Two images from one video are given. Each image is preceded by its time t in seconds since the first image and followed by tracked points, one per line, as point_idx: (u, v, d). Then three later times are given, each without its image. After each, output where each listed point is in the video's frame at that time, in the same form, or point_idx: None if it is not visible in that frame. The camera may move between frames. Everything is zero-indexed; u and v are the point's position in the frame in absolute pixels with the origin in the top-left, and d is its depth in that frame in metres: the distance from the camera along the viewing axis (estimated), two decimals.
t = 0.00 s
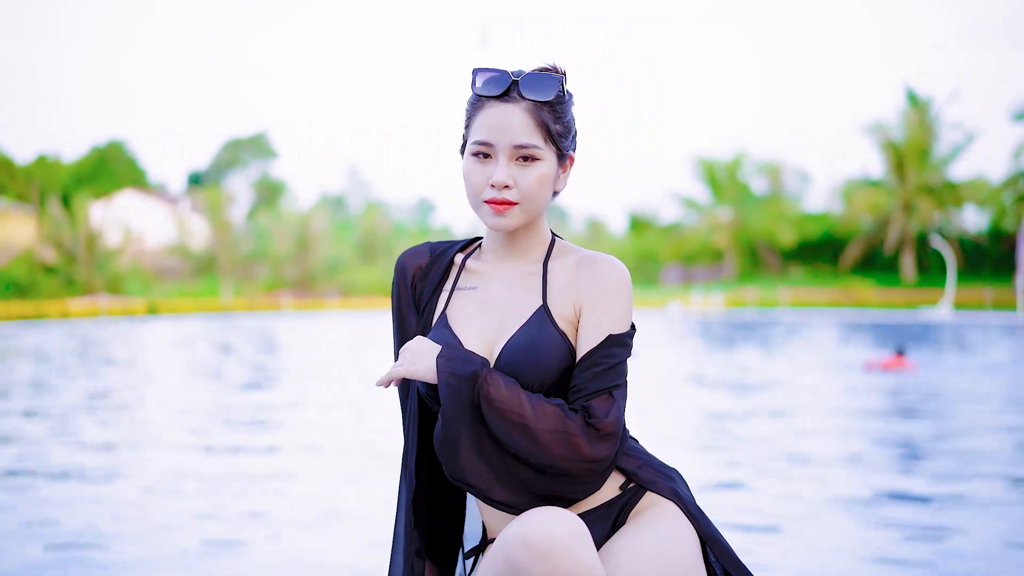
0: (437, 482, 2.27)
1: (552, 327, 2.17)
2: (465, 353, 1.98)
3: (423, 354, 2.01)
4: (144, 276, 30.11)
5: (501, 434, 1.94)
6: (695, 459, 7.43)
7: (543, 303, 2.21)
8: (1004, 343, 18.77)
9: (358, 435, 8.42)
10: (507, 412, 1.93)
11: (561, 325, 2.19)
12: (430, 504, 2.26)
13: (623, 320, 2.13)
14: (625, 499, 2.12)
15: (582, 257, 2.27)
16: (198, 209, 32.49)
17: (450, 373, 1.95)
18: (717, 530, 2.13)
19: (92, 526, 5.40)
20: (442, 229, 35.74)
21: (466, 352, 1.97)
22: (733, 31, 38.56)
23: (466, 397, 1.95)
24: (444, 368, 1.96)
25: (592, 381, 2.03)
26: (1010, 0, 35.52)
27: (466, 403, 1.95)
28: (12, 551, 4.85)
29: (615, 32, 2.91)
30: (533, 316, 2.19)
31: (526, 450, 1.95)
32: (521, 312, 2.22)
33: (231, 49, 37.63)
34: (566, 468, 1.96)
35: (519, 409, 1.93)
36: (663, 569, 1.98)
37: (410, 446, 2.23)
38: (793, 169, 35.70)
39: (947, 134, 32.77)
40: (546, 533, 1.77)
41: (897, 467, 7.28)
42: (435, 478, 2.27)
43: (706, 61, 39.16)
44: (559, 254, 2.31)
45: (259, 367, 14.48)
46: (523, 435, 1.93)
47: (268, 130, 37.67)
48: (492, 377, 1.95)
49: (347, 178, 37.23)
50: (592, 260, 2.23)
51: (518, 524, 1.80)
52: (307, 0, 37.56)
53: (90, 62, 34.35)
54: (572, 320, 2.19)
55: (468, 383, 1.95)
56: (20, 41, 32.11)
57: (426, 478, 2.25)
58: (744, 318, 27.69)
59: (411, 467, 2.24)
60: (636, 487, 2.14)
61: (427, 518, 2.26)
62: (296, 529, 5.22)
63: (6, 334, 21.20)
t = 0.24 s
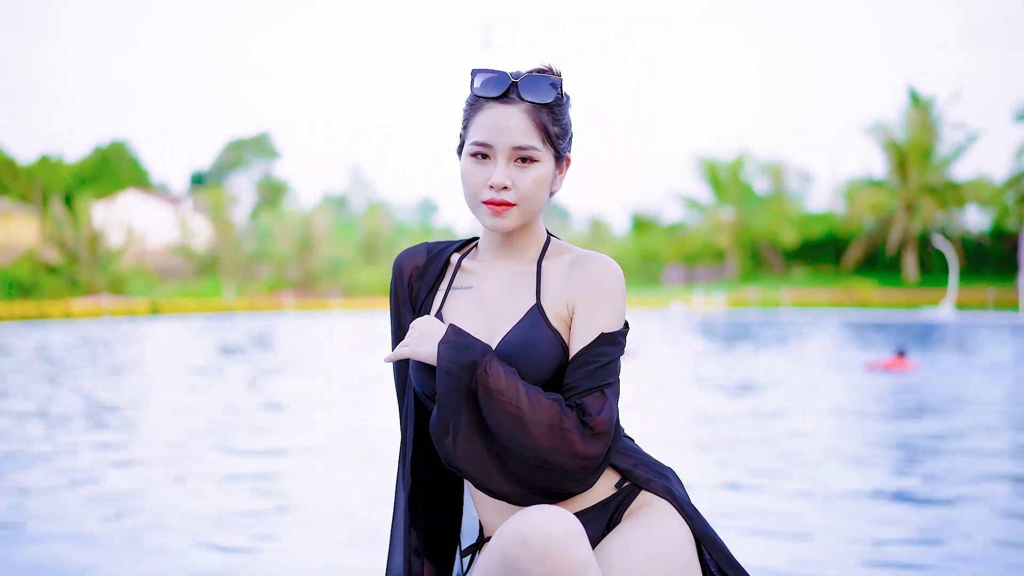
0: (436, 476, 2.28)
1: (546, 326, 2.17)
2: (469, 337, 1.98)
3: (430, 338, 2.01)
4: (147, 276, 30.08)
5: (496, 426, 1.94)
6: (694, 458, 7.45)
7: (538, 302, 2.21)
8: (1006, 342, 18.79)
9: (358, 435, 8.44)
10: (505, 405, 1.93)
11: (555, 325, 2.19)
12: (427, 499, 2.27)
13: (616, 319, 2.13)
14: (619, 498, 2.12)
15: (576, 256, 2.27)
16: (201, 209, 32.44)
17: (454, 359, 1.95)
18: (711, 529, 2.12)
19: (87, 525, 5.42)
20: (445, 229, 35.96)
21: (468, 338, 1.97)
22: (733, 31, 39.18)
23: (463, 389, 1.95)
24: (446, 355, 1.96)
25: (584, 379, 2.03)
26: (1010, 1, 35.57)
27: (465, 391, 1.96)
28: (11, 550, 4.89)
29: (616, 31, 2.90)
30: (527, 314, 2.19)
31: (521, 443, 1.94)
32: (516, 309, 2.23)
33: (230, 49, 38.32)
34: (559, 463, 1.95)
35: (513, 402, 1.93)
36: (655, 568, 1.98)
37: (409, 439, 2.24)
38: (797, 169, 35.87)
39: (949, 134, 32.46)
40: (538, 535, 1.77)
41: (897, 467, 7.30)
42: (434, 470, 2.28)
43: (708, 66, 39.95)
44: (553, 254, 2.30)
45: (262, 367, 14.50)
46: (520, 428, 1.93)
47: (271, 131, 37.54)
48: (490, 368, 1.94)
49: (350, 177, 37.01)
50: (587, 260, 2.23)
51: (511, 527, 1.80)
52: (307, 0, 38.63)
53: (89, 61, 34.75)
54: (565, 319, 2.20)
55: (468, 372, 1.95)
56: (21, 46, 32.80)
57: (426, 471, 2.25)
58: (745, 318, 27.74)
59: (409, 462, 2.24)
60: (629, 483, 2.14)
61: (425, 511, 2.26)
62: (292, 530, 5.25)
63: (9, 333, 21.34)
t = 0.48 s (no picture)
0: (438, 471, 2.29)
1: (544, 325, 2.17)
2: (479, 325, 1.96)
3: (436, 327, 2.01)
4: (152, 276, 30.07)
5: (498, 420, 1.93)
6: (696, 459, 7.44)
7: (536, 299, 2.21)
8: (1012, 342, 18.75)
9: (362, 435, 8.44)
10: (510, 398, 1.92)
11: (553, 323, 2.19)
12: (428, 497, 2.27)
13: (614, 316, 2.13)
14: (619, 496, 2.11)
15: (574, 254, 2.26)
16: (206, 209, 32.52)
17: (461, 348, 1.94)
18: (710, 528, 2.12)
19: (88, 526, 5.43)
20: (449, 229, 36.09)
21: (477, 326, 1.95)
22: (733, 31, 39.26)
23: (467, 380, 1.94)
24: (454, 344, 1.95)
25: (583, 378, 2.03)
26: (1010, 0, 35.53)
27: (468, 382, 1.95)
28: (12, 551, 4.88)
29: (616, 31, 2.87)
30: (526, 312, 2.19)
31: (525, 438, 1.93)
32: (517, 305, 2.22)
33: (231, 49, 38.38)
34: (558, 459, 1.95)
35: (518, 395, 1.92)
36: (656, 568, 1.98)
37: (411, 435, 2.25)
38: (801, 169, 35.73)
39: (955, 134, 32.25)
40: (537, 531, 1.76)
41: (901, 467, 7.29)
42: (435, 467, 2.29)
43: (707, 65, 40.00)
44: (552, 253, 2.30)
45: (266, 367, 14.52)
46: (523, 422, 1.92)
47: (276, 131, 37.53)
48: (496, 360, 1.93)
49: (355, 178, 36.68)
50: (584, 258, 2.23)
51: (505, 528, 1.80)
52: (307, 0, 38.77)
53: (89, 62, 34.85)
54: (564, 317, 2.19)
55: (472, 363, 1.94)
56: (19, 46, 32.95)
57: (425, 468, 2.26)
58: (749, 318, 27.75)
59: (411, 457, 2.24)
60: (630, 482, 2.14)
61: (427, 506, 2.26)
62: (291, 530, 5.24)
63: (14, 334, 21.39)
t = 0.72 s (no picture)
0: (439, 469, 2.30)
1: (542, 322, 2.16)
2: (492, 317, 1.95)
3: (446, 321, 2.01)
4: (158, 276, 30.03)
5: (503, 417, 1.94)
6: (699, 459, 7.42)
7: (534, 298, 2.20)
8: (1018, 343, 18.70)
9: (367, 435, 8.43)
10: (518, 393, 1.92)
11: (551, 322, 2.18)
12: (430, 495, 2.28)
13: (614, 315, 2.13)
14: (618, 496, 2.10)
15: (572, 253, 2.26)
16: (212, 209, 32.74)
17: (470, 341, 1.94)
18: (709, 529, 2.13)
19: (91, 527, 5.41)
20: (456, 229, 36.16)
21: (491, 319, 1.94)
22: (733, 31, 38.69)
23: (473, 374, 1.95)
24: (466, 336, 1.95)
25: (584, 377, 2.03)
26: None
27: (475, 376, 1.95)
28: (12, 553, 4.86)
29: (616, 31, 2.86)
30: (524, 311, 2.18)
31: (530, 435, 1.93)
32: (516, 304, 2.22)
33: (230, 49, 38.03)
34: (561, 455, 1.95)
35: (525, 389, 1.92)
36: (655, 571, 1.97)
37: (411, 434, 2.25)
38: (808, 169, 35.62)
39: (961, 134, 32.49)
40: (538, 528, 1.76)
41: (908, 468, 7.26)
42: (436, 466, 2.30)
43: (708, 65, 39.54)
44: (552, 251, 2.29)
45: (272, 368, 14.51)
46: (528, 417, 1.92)
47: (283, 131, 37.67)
48: (503, 353, 1.93)
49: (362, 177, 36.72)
50: (584, 257, 2.23)
51: (507, 525, 1.79)
52: (307, 0, 37.76)
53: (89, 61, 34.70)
54: (563, 316, 2.19)
55: (479, 357, 1.94)
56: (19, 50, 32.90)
57: (427, 465, 2.27)
58: (755, 318, 27.69)
59: (413, 455, 2.25)
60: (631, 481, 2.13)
61: (428, 504, 2.27)
62: (293, 531, 5.22)
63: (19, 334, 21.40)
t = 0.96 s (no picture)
0: (440, 468, 2.31)
1: (542, 322, 2.17)
2: (505, 312, 1.95)
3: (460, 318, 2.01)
4: (164, 276, 30.11)
5: (509, 414, 1.94)
6: (702, 459, 7.43)
7: (535, 297, 2.21)
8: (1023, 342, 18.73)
9: (371, 435, 8.44)
10: (527, 390, 1.93)
11: (551, 322, 2.19)
12: (431, 491, 2.29)
13: (616, 314, 2.14)
14: (618, 494, 2.11)
15: (571, 253, 2.27)
16: (218, 209, 32.65)
17: (477, 338, 1.94)
18: (708, 526, 2.13)
19: (96, 526, 5.43)
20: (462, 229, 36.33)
21: (505, 313, 1.94)
22: (733, 31, 38.58)
23: (480, 370, 1.95)
24: (478, 330, 1.94)
25: (587, 377, 2.04)
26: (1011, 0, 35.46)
27: (481, 373, 1.95)
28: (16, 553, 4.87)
29: (616, 32, 2.85)
30: (524, 310, 2.19)
31: (536, 433, 1.94)
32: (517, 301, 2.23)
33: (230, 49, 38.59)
34: (566, 454, 1.96)
35: (534, 385, 1.93)
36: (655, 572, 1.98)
37: (412, 432, 2.27)
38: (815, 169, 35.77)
39: (967, 134, 32.18)
40: (539, 525, 1.77)
41: (910, 467, 7.26)
42: (437, 463, 2.31)
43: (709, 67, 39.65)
44: (552, 251, 2.30)
45: (278, 367, 14.54)
46: (535, 415, 1.93)
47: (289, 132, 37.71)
48: (510, 351, 1.94)
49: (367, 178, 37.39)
50: (583, 256, 2.24)
51: (508, 523, 1.80)
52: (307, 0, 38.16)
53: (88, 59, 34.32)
54: (563, 315, 2.20)
55: (488, 354, 1.94)
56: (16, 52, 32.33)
57: (427, 462, 2.28)
58: (760, 318, 27.77)
59: (414, 452, 2.27)
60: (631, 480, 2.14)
61: (429, 503, 2.28)
62: (297, 531, 5.23)
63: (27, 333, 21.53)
